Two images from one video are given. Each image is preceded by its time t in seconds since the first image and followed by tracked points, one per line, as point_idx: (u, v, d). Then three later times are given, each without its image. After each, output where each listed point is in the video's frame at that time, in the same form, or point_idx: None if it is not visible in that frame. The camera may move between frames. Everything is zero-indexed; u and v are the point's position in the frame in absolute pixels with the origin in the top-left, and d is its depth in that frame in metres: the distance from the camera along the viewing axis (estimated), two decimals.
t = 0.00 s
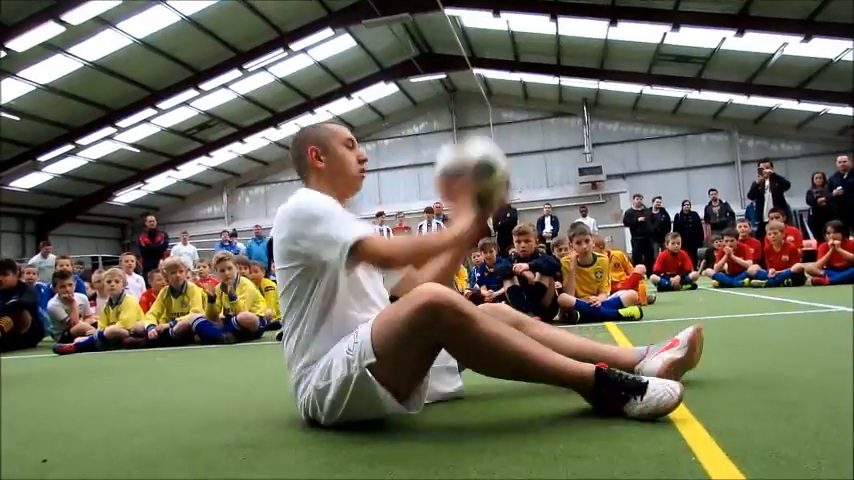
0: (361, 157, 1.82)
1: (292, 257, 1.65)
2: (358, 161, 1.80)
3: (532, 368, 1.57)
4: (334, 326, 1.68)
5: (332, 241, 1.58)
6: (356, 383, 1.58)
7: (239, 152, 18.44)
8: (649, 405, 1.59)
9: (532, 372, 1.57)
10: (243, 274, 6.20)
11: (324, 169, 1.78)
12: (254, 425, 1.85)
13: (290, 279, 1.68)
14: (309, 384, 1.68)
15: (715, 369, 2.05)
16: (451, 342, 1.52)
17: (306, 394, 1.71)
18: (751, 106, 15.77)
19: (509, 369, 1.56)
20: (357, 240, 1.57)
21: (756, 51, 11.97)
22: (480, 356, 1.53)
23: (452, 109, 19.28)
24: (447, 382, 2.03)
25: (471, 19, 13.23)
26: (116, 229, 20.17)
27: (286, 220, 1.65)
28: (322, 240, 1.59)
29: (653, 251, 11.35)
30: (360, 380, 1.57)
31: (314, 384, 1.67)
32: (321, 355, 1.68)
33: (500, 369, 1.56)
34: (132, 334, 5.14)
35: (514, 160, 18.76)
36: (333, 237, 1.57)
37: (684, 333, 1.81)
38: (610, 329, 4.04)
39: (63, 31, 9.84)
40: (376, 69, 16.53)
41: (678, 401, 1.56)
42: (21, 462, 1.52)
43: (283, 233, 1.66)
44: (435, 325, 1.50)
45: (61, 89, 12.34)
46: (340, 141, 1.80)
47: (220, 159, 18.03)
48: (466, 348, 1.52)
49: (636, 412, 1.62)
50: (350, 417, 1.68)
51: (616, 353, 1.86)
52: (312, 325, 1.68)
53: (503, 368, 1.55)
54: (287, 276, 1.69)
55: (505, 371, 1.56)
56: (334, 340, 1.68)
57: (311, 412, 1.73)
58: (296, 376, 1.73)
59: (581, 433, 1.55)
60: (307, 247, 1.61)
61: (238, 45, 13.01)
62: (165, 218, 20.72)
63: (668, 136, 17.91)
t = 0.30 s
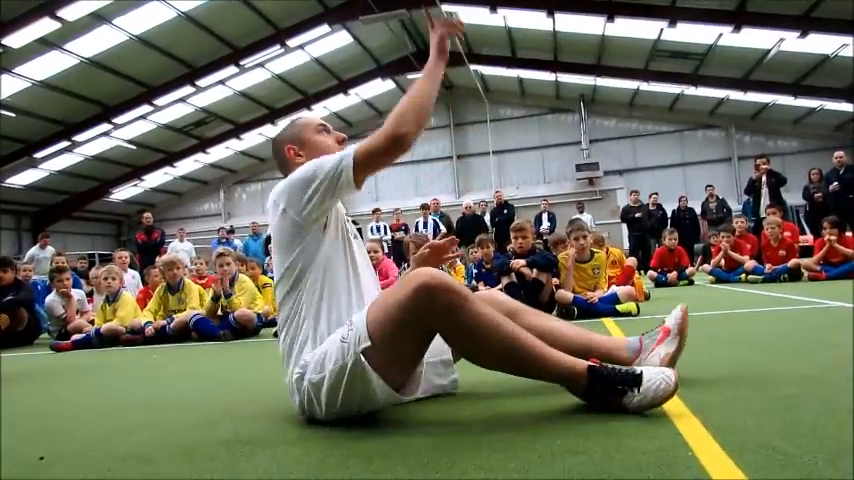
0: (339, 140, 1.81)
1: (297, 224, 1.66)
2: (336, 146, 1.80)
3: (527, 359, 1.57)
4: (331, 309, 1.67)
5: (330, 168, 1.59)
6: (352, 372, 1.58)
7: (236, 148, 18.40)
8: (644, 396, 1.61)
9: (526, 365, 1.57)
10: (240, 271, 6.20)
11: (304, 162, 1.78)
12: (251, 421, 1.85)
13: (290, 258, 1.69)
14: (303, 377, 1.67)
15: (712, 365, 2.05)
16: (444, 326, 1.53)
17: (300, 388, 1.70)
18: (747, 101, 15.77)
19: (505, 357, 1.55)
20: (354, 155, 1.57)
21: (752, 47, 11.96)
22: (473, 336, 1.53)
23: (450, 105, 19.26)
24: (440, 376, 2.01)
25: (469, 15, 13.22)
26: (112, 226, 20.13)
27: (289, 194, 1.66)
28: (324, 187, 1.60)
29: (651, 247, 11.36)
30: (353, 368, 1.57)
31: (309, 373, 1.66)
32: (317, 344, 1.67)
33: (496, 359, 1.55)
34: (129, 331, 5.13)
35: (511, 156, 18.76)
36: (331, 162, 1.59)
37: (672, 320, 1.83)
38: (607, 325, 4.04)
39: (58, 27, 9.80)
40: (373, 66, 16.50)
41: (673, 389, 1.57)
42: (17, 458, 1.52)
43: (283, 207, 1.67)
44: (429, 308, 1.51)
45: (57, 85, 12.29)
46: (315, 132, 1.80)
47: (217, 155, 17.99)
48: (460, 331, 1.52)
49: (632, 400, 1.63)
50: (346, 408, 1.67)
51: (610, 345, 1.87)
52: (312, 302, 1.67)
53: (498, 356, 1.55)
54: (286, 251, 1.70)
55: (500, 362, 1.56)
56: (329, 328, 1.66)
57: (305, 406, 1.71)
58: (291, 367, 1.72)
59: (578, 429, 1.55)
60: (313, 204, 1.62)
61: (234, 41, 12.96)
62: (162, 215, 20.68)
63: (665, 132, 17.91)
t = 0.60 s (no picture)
0: (319, 143, 1.80)
1: (273, 245, 1.65)
2: (316, 149, 1.79)
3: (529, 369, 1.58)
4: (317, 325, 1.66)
5: (319, 223, 1.56)
6: (348, 382, 1.59)
7: (232, 148, 18.41)
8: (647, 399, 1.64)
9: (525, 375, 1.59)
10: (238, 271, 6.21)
11: (282, 167, 1.77)
12: (251, 423, 1.85)
13: (268, 277, 1.69)
14: (296, 388, 1.68)
15: (709, 365, 2.06)
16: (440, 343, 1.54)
17: (292, 397, 1.70)
18: (743, 99, 15.80)
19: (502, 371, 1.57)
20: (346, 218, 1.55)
21: (747, 45, 11.99)
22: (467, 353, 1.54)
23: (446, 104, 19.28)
24: (434, 376, 2.02)
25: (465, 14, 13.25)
26: (109, 225, 20.09)
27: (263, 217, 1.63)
28: (307, 227, 1.58)
29: (647, 246, 11.40)
30: (350, 379, 1.58)
31: (301, 384, 1.67)
32: (308, 355, 1.67)
33: (494, 372, 1.56)
34: (124, 332, 5.13)
35: (508, 156, 18.77)
36: (322, 215, 1.56)
37: (665, 318, 1.88)
38: (603, 324, 4.07)
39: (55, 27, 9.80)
40: (369, 65, 16.51)
41: (680, 392, 1.61)
42: (14, 459, 1.51)
43: (258, 223, 1.65)
44: (428, 325, 1.52)
45: (53, 85, 12.26)
46: (294, 134, 1.78)
47: (213, 154, 17.98)
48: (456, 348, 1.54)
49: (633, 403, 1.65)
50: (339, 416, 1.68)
51: (609, 343, 1.88)
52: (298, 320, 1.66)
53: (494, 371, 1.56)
54: (265, 267, 1.69)
55: (498, 373, 1.57)
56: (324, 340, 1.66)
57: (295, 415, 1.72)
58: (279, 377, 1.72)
59: (577, 430, 1.57)
60: (290, 232, 1.61)
61: (231, 41, 12.94)
62: (158, 214, 20.65)
63: (660, 130, 17.95)
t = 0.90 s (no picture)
0: (309, 162, 1.80)
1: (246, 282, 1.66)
2: (305, 168, 1.78)
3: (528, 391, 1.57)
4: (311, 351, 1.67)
5: (275, 298, 1.55)
6: (342, 406, 1.59)
7: (233, 158, 18.47)
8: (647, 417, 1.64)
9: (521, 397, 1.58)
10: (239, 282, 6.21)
11: (268, 184, 1.78)
12: (254, 438, 1.85)
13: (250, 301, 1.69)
14: (289, 410, 1.69)
15: (707, 379, 2.06)
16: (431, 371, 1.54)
17: (285, 418, 1.71)
18: (742, 110, 15.87)
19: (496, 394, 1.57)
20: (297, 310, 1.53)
21: (745, 57, 12.05)
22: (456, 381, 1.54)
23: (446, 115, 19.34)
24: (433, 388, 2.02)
25: (465, 26, 13.35)
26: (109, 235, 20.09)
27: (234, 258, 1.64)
28: (271, 288, 1.55)
29: (647, 257, 11.39)
30: (346, 404, 1.58)
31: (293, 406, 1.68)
32: (298, 378, 1.68)
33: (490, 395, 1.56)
34: (123, 342, 5.13)
35: (508, 166, 18.81)
36: (279, 291, 1.54)
37: (673, 332, 1.89)
38: (604, 338, 4.06)
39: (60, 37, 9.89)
40: (369, 76, 16.59)
41: (683, 408, 1.60)
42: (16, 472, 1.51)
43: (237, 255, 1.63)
44: (425, 355, 1.51)
45: (56, 94, 12.31)
46: (285, 151, 1.78)
47: (214, 164, 18.03)
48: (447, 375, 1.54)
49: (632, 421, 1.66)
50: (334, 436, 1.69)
51: (611, 358, 1.90)
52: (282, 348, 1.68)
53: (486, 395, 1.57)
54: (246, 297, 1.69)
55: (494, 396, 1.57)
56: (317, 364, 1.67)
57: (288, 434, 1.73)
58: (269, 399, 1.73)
59: (580, 446, 1.56)
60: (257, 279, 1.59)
61: (233, 52, 13.02)
62: (159, 224, 20.67)
63: (660, 141, 18.00)
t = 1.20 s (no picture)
0: (250, 196, 1.75)
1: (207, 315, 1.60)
2: (247, 201, 1.73)
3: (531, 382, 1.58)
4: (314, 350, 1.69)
5: (236, 322, 1.52)
6: (349, 395, 1.59)
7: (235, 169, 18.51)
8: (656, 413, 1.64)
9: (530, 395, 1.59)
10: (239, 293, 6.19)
11: (212, 221, 1.71)
12: (252, 449, 1.84)
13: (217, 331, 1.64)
14: (292, 413, 1.66)
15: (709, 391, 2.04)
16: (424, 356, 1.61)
17: (288, 423, 1.67)
18: (742, 122, 15.91)
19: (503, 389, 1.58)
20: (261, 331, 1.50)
21: (745, 69, 12.10)
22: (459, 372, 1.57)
23: (447, 126, 19.40)
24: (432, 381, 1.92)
25: (465, 37, 13.43)
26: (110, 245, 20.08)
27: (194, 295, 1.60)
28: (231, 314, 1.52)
29: (648, 268, 11.38)
30: (353, 391, 1.59)
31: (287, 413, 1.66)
32: (285, 391, 1.67)
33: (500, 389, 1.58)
34: (123, 352, 5.11)
35: (509, 177, 18.83)
36: (240, 313, 1.51)
37: (631, 352, 2.09)
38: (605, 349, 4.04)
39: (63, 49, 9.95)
40: (370, 87, 16.67)
41: (693, 421, 1.59)
42: None
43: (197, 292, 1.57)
44: (432, 333, 1.55)
45: (58, 105, 12.34)
46: (224, 185, 1.72)
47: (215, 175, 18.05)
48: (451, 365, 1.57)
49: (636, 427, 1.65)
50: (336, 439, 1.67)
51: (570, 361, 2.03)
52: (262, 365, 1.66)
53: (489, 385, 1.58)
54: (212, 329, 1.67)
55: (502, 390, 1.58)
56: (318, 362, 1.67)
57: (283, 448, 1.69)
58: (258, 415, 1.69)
59: (581, 457, 1.55)
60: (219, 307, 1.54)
61: (235, 63, 13.10)
62: (160, 235, 20.67)
63: (660, 153, 18.03)
